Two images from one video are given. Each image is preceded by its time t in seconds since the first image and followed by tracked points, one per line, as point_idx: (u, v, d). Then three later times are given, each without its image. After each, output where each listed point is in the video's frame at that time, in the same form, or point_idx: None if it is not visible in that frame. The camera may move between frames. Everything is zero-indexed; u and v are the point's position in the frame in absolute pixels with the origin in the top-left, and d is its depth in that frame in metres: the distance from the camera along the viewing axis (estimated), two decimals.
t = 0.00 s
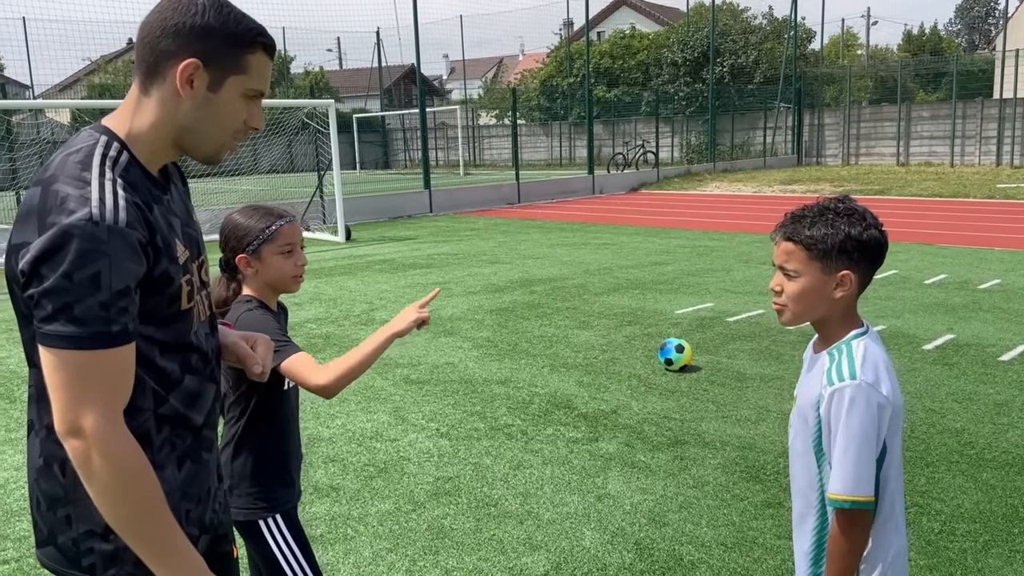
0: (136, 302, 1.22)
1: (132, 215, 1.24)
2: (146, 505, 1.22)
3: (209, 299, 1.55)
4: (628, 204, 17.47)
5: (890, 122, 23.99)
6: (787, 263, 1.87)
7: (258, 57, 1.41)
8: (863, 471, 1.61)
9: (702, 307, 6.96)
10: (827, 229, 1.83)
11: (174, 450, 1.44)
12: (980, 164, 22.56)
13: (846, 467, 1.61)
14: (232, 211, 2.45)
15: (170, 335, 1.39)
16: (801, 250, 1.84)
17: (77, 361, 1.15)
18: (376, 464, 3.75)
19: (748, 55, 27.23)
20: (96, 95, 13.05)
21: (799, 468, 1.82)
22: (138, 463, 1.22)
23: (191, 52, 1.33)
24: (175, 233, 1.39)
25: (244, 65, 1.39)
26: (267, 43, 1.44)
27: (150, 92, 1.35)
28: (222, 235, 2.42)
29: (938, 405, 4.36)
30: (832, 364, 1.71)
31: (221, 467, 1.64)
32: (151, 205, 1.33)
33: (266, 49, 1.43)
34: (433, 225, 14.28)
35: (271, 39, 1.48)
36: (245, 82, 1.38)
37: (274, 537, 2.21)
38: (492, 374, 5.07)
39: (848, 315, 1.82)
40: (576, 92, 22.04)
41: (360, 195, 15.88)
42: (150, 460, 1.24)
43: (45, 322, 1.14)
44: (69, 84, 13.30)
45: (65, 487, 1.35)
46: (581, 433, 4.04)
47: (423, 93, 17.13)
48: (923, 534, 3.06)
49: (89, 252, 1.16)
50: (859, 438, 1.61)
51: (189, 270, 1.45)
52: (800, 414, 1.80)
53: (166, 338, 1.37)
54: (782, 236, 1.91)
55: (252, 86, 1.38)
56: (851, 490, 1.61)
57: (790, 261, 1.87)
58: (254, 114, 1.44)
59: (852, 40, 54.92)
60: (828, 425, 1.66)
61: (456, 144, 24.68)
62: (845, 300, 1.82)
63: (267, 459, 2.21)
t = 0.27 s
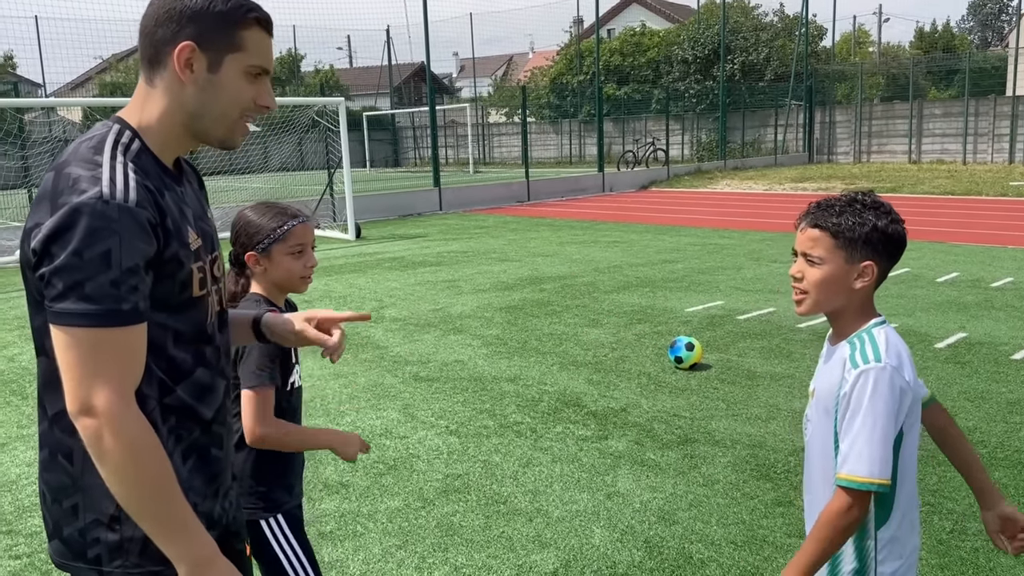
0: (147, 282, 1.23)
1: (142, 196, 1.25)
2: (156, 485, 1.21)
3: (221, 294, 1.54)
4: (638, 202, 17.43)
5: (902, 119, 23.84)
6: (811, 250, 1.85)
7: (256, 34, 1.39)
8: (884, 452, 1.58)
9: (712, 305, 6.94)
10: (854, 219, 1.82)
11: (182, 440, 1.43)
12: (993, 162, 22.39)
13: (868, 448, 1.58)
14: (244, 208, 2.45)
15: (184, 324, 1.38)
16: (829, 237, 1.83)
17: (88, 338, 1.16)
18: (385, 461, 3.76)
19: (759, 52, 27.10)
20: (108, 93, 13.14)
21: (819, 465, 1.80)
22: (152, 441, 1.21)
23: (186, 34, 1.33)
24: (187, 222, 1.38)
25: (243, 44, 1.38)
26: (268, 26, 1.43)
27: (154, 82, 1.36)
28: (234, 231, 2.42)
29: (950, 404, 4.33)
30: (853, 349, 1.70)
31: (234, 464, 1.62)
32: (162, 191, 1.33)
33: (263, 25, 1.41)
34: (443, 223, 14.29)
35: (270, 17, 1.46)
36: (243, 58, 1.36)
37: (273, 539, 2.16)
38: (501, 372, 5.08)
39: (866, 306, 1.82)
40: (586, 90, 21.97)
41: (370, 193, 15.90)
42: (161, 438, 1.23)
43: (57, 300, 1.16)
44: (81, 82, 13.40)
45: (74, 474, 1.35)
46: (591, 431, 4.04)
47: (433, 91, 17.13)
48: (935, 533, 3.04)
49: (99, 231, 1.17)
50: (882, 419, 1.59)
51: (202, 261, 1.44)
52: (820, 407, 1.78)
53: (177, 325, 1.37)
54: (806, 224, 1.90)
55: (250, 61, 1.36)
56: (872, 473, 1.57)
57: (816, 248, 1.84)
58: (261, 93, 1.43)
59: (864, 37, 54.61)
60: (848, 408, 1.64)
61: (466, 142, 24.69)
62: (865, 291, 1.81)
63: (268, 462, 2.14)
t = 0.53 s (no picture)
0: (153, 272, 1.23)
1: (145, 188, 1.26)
2: (164, 474, 1.22)
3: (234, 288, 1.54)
4: (651, 202, 17.38)
5: (918, 119, 23.68)
6: (838, 250, 1.85)
7: (243, 19, 1.39)
8: (916, 444, 1.61)
9: (726, 305, 6.92)
10: (880, 219, 1.82)
11: (193, 433, 1.43)
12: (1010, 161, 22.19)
13: (901, 440, 1.61)
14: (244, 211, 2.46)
15: (195, 316, 1.38)
16: (854, 238, 1.83)
17: (91, 328, 1.18)
18: (399, 459, 3.77)
19: (773, 51, 26.95)
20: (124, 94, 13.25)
21: (847, 461, 1.82)
22: (161, 429, 1.22)
23: (174, 29, 1.33)
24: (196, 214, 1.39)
25: (231, 32, 1.38)
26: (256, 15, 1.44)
27: (153, 82, 1.37)
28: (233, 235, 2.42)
29: (966, 405, 4.30)
30: (885, 345, 1.73)
31: (252, 458, 1.62)
32: (168, 185, 1.34)
33: (248, 10, 1.41)
34: (456, 223, 14.32)
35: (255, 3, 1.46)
36: (233, 45, 1.36)
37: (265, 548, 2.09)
38: (514, 371, 5.08)
39: (893, 304, 1.82)
40: (599, 90, 21.89)
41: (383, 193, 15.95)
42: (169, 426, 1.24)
43: (63, 292, 1.17)
44: (98, 83, 13.52)
45: (86, 469, 1.37)
46: (604, 431, 4.04)
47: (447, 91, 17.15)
48: (951, 535, 3.02)
49: (102, 223, 1.19)
50: (915, 411, 1.62)
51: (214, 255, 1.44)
52: (850, 402, 1.80)
53: (188, 317, 1.37)
54: (832, 225, 1.90)
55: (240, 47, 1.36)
56: (906, 465, 1.60)
57: (842, 249, 1.84)
58: (258, 79, 1.43)
59: (880, 36, 54.26)
60: (881, 402, 1.67)
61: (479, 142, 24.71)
62: (892, 290, 1.81)
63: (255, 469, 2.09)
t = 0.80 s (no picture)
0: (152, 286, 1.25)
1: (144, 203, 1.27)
2: (161, 488, 1.25)
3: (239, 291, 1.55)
4: (670, 204, 17.31)
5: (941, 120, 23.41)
6: (871, 252, 1.84)
7: (242, 25, 1.40)
8: (948, 441, 1.64)
9: (746, 308, 6.88)
10: (912, 220, 1.82)
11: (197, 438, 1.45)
12: None
13: (933, 438, 1.63)
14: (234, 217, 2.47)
15: (198, 324, 1.40)
16: (887, 239, 1.82)
17: (89, 343, 1.20)
18: (418, 460, 3.79)
19: (794, 53, 26.73)
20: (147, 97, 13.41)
21: (874, 456, 1.83)
22: (156, 442, 1.24)
23: (172, 38, 1.35)
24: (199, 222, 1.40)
25: (229, 38, 1.39)
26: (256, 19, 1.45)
27: (155, 92, 1.39)
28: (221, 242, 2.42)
29: (989, 409, 4.25)
30: (917, 343, 1.73)
31: (257, 460, 1.63)
32: (170, 195, 1.35)
33: (247, 16, 1.42)
34: (474, 225, 14.34)
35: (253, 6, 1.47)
36: (232, 52, 1.38)
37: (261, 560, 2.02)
38: (532, 373, 5.09)
39: (926, 304, 1.82)
40: (619, 92, 21.84)
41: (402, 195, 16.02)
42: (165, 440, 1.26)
43: (63, 307, 1.20)
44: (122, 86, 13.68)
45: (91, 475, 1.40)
46: (622, 433, 4.03)
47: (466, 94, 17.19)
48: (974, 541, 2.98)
49: (100, 238, 1.20)
50: (948, 408, 1.64)
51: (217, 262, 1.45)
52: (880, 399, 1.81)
53: (191, 326, 1.39)
54: (865, 226, 1.89)
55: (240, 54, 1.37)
56: (938, 461, 1.63)
57: (875, 251, 1.83)
58: (259, 84, 1.44)
59: (902, 37, 53.76)
60: (914, 399, 1.69)
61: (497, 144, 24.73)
62: (926, 290, 1.81)
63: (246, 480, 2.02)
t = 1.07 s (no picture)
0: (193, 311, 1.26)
1: (185, 228, 1.28)
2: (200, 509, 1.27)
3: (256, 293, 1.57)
4: (697, 207, 17.18)
5: (974, 122, 23.02)
6: (909, 257, 1.81)
7: (257, 45, 1.40)
8: (985, 449, 1.60)
9: (774, 312, 6.81)
10: (950, 225, 1.78)
11: (226, 445, 1.48)
12: None
13: (969, 445, 1.61)
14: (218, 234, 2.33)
15: (226, 336, 1.42)
16: (925, 245, 1.79)
17: (137, 371, 1.19)
18: (444, 464, 3.80)
19: (824, 54, 26.40)
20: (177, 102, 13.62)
21: (909, 462, 1.79)
22: (196, 468, 1.26)
23: (187, 59, 1.36)
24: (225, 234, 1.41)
25: (244, 59, 1.39)
26: (276, 37, 1.44)
27: (172, 108, 1.41)
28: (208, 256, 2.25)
29: None
30: (952, 349, 1.70)
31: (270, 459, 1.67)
32: (201, 212, 1.37)
33: (264, 36, 1.41)
34: (500, 228, 14.35)
35: (274, 25, 1.45)
36: (244, 75, 1.37)
37: None
38: (558, 377, 5.08)
39: (962, 310, 1.79)
40: (644, 93, 21.71)
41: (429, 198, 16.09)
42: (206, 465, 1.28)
43: (107, 335, 1.19)
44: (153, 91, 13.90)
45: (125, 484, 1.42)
46: (649, 438, 4.00)
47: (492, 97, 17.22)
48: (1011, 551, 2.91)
49: (147, 267, 1.20)
50: (985, 415, 1.61)
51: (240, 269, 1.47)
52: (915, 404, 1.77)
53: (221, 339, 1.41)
54: (902, 232, 1.86)
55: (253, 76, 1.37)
56: (974, 468, 1.60)
57: (913, 256, 1.80)
58: (275, 105, 1.43)
59: (934, 37, 52.97)
60: (950, 405, 1.65)
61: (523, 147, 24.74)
62: (963, 295, 1.78)
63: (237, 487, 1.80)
